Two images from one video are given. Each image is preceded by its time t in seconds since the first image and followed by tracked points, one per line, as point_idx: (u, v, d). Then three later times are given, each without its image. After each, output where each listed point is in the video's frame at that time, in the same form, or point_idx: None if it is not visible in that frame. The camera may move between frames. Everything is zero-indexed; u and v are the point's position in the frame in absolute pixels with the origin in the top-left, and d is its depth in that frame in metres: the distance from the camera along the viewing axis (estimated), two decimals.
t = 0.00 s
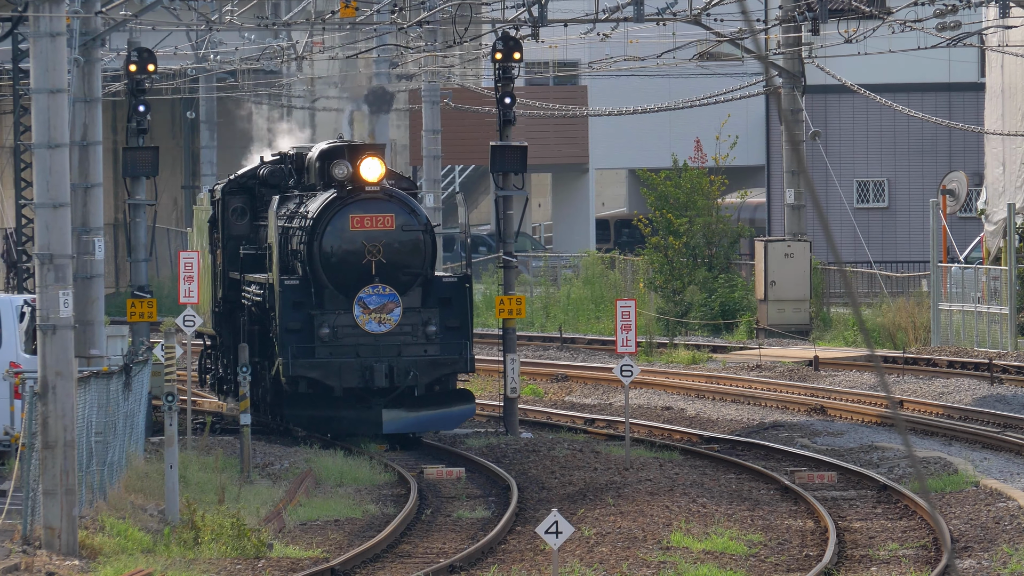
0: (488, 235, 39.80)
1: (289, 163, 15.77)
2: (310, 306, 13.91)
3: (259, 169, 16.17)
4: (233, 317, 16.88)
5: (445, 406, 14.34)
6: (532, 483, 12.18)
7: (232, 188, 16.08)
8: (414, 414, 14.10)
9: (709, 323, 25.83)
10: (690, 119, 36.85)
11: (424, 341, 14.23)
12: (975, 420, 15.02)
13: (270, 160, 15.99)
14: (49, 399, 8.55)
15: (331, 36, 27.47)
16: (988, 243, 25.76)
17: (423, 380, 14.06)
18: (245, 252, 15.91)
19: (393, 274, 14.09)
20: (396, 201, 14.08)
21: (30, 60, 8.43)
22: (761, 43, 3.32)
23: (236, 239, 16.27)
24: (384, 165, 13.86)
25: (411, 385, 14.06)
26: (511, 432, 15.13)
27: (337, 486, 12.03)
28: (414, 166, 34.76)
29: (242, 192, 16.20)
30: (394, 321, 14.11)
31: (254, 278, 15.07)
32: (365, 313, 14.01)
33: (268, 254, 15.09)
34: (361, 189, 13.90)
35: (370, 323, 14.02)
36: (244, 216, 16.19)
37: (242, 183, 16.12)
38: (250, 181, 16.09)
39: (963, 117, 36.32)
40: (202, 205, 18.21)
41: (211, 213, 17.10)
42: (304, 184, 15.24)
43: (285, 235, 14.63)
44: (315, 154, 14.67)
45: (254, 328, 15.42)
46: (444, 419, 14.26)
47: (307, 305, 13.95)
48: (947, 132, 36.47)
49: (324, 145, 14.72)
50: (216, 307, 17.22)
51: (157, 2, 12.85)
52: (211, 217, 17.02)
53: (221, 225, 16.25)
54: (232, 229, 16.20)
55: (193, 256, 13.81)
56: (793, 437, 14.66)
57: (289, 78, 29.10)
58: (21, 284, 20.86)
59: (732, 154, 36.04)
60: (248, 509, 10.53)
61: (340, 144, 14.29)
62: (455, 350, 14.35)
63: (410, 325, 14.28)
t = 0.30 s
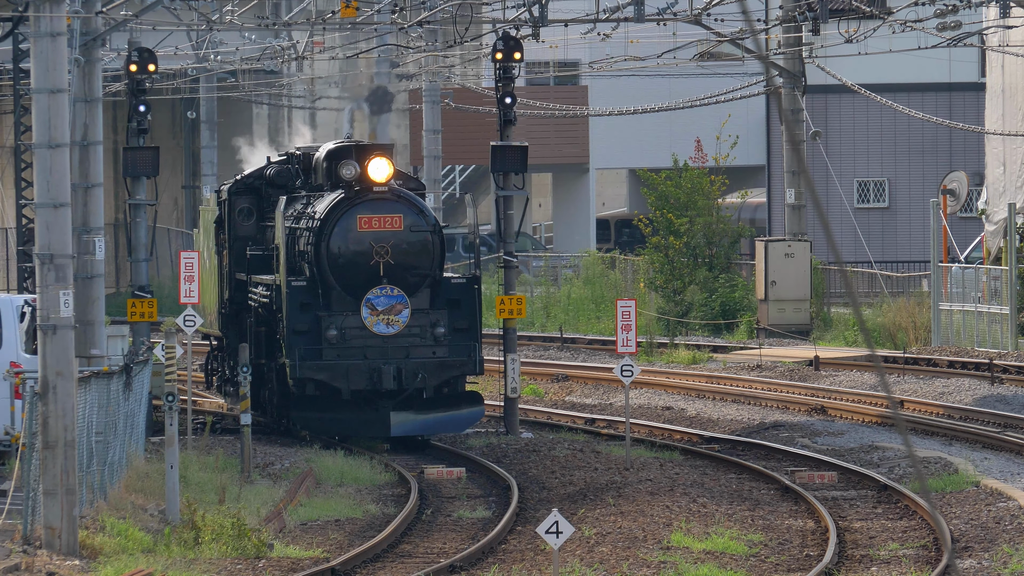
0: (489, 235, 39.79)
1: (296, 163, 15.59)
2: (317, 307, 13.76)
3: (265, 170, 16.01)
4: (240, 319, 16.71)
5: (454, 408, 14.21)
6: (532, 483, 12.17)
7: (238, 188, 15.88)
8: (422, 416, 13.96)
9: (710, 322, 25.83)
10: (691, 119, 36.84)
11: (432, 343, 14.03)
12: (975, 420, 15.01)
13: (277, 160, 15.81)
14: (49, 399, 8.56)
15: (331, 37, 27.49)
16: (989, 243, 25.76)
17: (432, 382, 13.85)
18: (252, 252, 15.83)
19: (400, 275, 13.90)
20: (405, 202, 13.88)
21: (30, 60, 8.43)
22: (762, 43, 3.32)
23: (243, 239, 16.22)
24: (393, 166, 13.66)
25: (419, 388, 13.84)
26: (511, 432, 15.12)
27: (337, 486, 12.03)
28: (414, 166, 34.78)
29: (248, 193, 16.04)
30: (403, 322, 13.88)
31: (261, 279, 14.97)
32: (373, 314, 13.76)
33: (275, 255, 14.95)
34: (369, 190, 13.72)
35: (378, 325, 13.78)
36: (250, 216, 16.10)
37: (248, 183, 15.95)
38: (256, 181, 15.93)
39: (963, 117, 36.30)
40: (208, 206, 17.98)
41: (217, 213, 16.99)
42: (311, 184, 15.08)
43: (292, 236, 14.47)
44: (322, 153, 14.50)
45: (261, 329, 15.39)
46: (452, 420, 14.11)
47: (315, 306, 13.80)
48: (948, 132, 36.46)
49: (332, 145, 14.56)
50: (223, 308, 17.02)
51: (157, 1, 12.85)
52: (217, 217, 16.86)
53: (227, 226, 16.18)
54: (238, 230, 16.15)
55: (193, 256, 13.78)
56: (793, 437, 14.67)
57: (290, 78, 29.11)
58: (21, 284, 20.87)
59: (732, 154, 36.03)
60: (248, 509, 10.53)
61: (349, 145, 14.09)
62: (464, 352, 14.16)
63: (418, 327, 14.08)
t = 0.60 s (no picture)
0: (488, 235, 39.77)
1: (302, 163, 15.51)
2: (324, 308, 13.58)
3: (271, 171, 15.91)
4: (247, 320, 16.39)
5: (463, 411, 14.11)
6: (532, 483, 12.18)
7: (245, 189, 15.77)
8: (431, 419, 13.87)
9: (710, 323, 25.84)
10: (691, 119, 36.83)
11: (440, 344, 13.90)
12: (975, 420, 15.02)
13: (284, 161, 15.73)
14: (49, 399, 8.55)
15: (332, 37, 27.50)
16: (989, 243, 25.78)
17: (440, 384, 13.77)
18: (259, 253, 15.53)
19: (408, 277, 13.66)
20: (413, 202, 13.66)
21: (30, 60, 8.44)
22: (760, 44, 3.34)
23: (250, 240, 15.98)
24: (400, 166, 13.46)
25: (427, 390, 13.75)
26: (511, 431, 15.12)
27: (337, 486, 12.03)
28: (414, 167, 34.75)
29: (254, 193, 15.92)
30: (411, 324, 13.72)
31: (268, 280, 14.78)
32: (381, 316, 13.60)
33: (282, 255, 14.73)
34: (377, 190, 13.52)
35: (386, 327, 13.63)
36: (257, 217, 15.92)
37: (255, 184, 15.84)
38: (263, 182, 15.83)
39: (963, 117, 36.31)
40: (214, 206, 17.68)
41: (223, 213, 16.77)
42: (318, 185, 14.93)
43: (299, 237, 14.25)
44: (330, 154, 14.35)
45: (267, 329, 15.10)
46: (461, 424, 14.02)
47: (322, 308, 13.61)
48: (948, 132, 36.46)
49: (339, 145, 14.43)
50: (228, 310, 16.72)
51: (157, 2, 12.83)
52: (223, 219, 16.67)
53: (233, 226, 15.97)
54: (244, 230, 15.93)
55: (193, 255, 13.80)
56: (793, 437, 14.67)
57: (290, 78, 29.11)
58: (22, 283, 20.84)
59: (732, 154, 36.03)
60: (249, 509, 10.53)
61: (355, 144, 14.03)
62: (472, 354, 14.06)
63: (426, 328, 13.95)
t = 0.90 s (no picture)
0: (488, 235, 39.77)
1: (310, 164, 15.54)
2: (332, 310, 13.54)
3: (277, 172, 15.80)
4: (253, 322, 16.25)
5: (471, 413, 13.99)
6: (532, 483, 12.19)
7: (250, 189, 15.60)
8: (439, 421, 13.74)
9: (710, 323, 25.85)
10: (691, 119, 36.84)
11: (449, 346, 13.84)
12: (975, 420, 15.02)
13: (290, 161, 15.72)
14: (50, 399, 8.56)
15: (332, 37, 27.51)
16: (989, 243, 25.78)
17: (448, 386, 13.70)
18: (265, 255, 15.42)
19: (417, 278, 13.62)
20: (421, 203, 13.63)
21: (31, 60, 8.44)
22: (761, 45, 3.34)
23: (255, 241, 15.82)
24: (408, 166, 13.39)
25: (435, 392, 13.67)
26: (511, 431, 15.12)
27: (337, 486, 12.03)
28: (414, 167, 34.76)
29: (260, 193, 15.74)
30: (419, 325, 13.69)
31: (274, 281, 14.69)
32: (389, 317, 13.57)
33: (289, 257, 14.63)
34: (385, 190, 13.49)
35: (393, 328, 13.60)
36: (263, 218, 15.75)
37: (260, 185, 15.67)
38: (269, 182, 15.66)
39: (964, 117, 36.31)
40: (220, 207, 17.50)
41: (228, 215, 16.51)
42: (325, 185, 14.91)
43: (306, 238, 14.21)
44: (337, 154, 14.34)
45: (274, 332, 15.00)
46: (470, 425, 13.90)
47: (330, 309, 13.59)
48: (948, 132, 36.46)
49: (346, 146, 14.42)
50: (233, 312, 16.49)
51: (157, 2, 12.82)
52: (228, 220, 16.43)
53: (239, 228, 15.80)
54: (250, 232, 15.76)
55: (193, 255, 13.80)
56: (793, 437, 14.67)
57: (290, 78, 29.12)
58: (21, 283, 20.85)
59: (732, 154, 36.05)
60: (249, 509, 10.54)
61: (362, 145, 14.06)
62: (481, 355, 13.99)
63: (435, 330, 13.89)
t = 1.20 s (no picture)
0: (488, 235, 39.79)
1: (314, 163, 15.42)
2: (338, 311, 13.49)
3: (282, 173, 15.77)
4: (258, 324, 16.26)
5: (479, 415, 13.99)
6: (531, 483, 12.20)
7: (255, 190, 15.59)
8: (446, 424, 13.75)
9: (709, 323, 25.86)
10: (690, 119, 36.87)
11: (456, 348, 13.79)
12: (974, 420, 15.03)
13: (295, 160, 15.65)
14: (49, 399, 8.55)
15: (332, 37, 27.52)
16: (988, 243, 25.77)
17: (456, 388, 13.62)
18: (270, 255, 15.32)
19: (423, 279, 13.62)
20: (427, 203, 13.61)
21: (30, 60, 8.43)
22: (760, 45, 3.34)
23: (260, 242, 15.84)
24: (415, 167, 13.35)
25: (443, 395, 13.61)
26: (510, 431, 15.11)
27: (337, 486, 12.04)
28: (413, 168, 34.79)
29: (265, 194, 15.74)
30: (426, 327, 13.66)
31: (280, 283, 14.71)
32: (396, 318, 13.54)
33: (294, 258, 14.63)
34: (391, 191, 13.45)
35: (401, 330, 13.57)
36: (268, 219, 15.78)
37: (266, 185, 15.67)
38: (274, 183, 15.66)
39: (963, 118, 36.32)
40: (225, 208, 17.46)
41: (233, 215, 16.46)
42: (331, 185, 14.87)
43: (311, 239, 14.19)
44: (342, 154, 14.24)
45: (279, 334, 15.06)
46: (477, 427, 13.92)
47: (336, 311, 13.54)
48: (948, 132, 36.47)
49: (352, 145, 14.32)
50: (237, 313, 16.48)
51: (157, 2, 12.80)
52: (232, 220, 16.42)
53: (244, 228, 15.79)
54: (255, 232, 15.78)
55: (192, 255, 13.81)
56: (792, 437, 14.68)
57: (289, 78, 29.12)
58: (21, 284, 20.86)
59: (732, 155, 36.08)
60: (248, 509, 10.55)
61: (368, 145, 13.93)
62: (488, 358, 13.92)
63: (442, 332, 13.84)
